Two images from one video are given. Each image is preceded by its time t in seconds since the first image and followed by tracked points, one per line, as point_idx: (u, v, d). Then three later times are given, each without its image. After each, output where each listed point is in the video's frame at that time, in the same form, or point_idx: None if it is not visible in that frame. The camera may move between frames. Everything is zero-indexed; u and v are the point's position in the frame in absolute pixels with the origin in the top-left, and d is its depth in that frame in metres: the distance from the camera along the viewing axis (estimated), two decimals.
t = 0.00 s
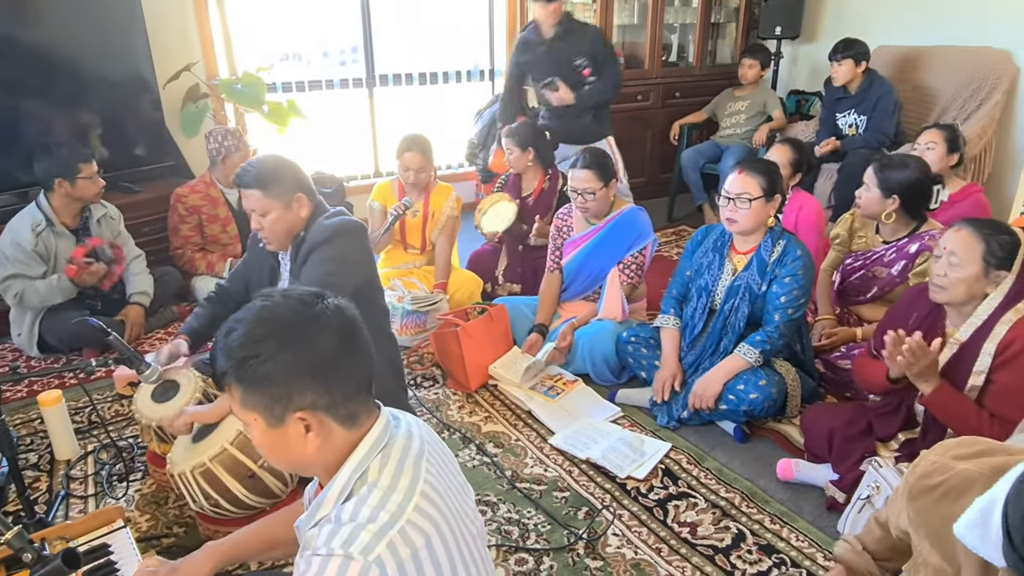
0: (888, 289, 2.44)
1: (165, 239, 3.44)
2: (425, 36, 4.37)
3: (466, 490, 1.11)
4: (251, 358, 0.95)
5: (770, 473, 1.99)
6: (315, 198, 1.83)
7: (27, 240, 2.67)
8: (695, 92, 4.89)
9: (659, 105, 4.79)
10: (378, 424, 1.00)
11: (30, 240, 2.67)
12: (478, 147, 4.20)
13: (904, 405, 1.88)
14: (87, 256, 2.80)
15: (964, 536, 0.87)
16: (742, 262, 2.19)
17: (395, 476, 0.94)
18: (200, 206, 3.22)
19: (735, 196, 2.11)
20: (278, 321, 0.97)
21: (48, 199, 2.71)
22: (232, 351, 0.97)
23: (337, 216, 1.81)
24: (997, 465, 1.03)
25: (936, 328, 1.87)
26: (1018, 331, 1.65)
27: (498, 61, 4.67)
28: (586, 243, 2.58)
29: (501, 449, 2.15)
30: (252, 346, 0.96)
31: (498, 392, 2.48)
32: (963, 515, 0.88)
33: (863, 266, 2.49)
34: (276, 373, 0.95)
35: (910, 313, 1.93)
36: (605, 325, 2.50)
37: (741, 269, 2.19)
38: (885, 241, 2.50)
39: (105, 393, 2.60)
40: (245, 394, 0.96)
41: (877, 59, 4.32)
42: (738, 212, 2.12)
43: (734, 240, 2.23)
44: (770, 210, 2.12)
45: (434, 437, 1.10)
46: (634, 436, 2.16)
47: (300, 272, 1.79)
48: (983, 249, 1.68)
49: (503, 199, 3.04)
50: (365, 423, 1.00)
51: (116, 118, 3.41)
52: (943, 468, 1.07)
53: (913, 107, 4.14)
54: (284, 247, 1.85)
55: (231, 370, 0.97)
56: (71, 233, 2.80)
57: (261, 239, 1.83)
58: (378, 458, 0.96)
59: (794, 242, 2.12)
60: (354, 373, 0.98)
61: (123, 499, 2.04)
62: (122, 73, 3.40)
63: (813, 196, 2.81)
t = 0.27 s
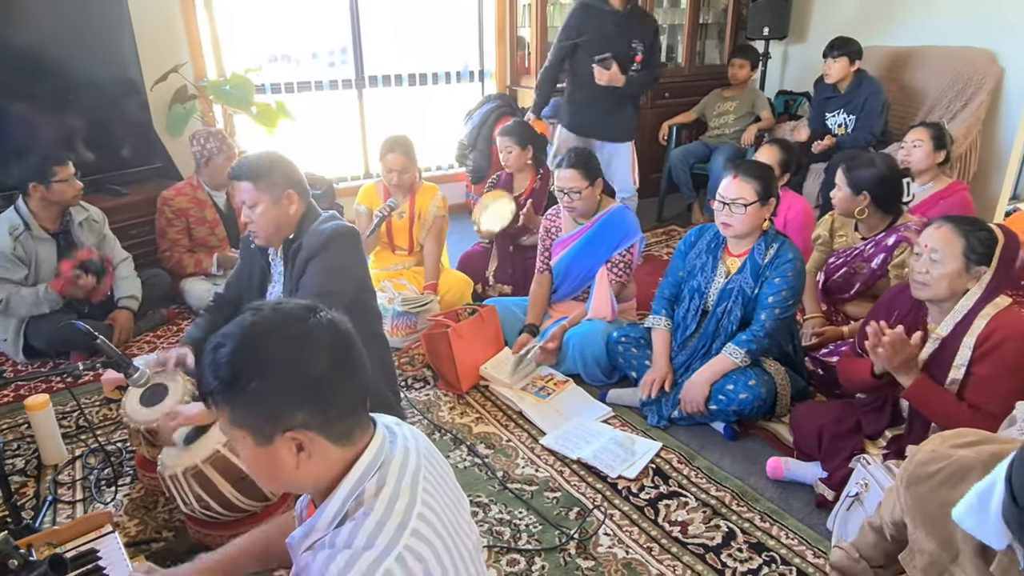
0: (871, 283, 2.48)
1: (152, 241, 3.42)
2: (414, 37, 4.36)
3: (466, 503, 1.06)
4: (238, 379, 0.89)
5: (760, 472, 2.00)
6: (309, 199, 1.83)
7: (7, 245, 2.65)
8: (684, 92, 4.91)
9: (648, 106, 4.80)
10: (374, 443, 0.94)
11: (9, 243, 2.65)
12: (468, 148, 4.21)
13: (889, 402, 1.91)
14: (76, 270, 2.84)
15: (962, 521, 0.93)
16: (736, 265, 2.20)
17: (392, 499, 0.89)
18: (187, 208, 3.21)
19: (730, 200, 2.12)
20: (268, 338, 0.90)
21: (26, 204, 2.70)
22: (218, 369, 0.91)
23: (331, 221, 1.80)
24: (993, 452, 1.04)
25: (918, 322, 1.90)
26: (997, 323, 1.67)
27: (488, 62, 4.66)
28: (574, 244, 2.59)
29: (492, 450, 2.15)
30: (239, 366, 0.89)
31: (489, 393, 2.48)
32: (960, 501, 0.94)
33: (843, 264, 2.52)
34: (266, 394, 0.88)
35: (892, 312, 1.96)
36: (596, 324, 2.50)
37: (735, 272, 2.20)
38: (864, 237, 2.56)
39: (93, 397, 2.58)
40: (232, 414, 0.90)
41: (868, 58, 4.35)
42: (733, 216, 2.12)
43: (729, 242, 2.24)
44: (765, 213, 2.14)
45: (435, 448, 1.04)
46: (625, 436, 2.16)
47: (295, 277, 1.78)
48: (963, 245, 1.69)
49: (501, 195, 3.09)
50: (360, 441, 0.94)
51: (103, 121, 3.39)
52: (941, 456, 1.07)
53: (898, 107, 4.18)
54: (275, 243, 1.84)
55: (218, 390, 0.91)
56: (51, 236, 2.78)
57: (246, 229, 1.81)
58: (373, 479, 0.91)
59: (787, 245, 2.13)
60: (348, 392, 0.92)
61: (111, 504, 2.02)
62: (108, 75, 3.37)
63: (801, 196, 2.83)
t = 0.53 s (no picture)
0: (857, 280, 2.50)
1: (142, 245, 3.41)
2: (404, 39, 4.36)
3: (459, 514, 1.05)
4: (227, 392, 0.89)
5: (750, 471, 2.01)
6: (320, 206, 1.82)
7: None
8: (674, 94, 4.93)
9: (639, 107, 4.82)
10: (365, 457, 0.93)
11: None
12: (459, 150, 4.22)
13: (878, 401, 1.92)
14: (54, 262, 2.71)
15: (953, 507, 0.96)
16: (723, 266, 2.21)
17: (383, 514, 0.88)
18: (176, 212, 3.21)
19: (715, 201, 2.13)
20: (258, 351, 0.90)
21: (11, 210, 2.69)
22: (207, 383, 0.91)
23: (341, 230, 1.80)
24: (980, 441, 1.08)
25: (907, 320, 1.91)
26: (984, 323, 1.69)
27: (478, 64, 4.67)
28: (563, 245, 2.60)
29: (484, 451, 2.16)
30: (229, 378, 0.89)
31: (481, 394, 2.48)
32: (952, 487, 0.98)
33: (831, 262, 2.54)
34: (255, 407, 0.88)
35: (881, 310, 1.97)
36: (587, 325, 2.51)
37: (722, 272, 2.21)
38: (850, 235, 2.57)
39: (82, 402, 2.57)
40: (221, 426, 0.89)
41: (860, 60, 4.38)
42: (718, 217, 2.14)
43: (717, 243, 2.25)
44: (750, 213, 2.14)
45: (427, 458, 1.03)
46: (616, 436, 2.17)
47: (300, 286, 1.77)
48: (954, 245, 1.72)
49: (503, 212, 3.00)
50: (352, 454, 0.93)
51: (92, 125, 3.38)
52: (931, 446, 1.09)
53: (886, 108, 4.21)
54: (278, 243, 1.83)
55: (207, 403, 0.91)
56: (38, 240, 2.77)
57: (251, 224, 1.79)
58: (365, 494, 0.90)
59: (773, 245, 2.14)
60: (340, 406, 0.91)
61: (102, 509, 2.01)
62: (97, 79, 3.36)
63: (789, 196, 2.85)
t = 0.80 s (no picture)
0: (850, 278, 2.50)
1: (130, 246, 3.39)
2: (393, 38, 4.36)
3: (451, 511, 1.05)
4: (221, 391, 0.88)
5: (739, 467, 2.03)
6: (332, 217, 1.81)
7: None
8: (664, 93, 4.95)
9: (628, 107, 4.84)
10: (358, 454, 0.93)
11: None
12: (449, 149, 4.23)
13: (866, 397, 1.94)
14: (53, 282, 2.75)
15: (930, 493, 0.96)
16: (705, 262, 2.23)
17: (377, 512, 0.88)
18: (166, 212, 3.19)
19: (680, 207, 2.16)
20: (254, 350, 0.89)
21: None
22: (201, 380, 0.90)
23: (354, 243, 1.79)
24: (956, 430, 1.07)
25: (899, 319, 1.90)
26: (977, 323, 1.71)
27: (468, 63, 4.67)
28: (552, 244, 2.61)
29: (475, 450, 2.16)
30: (223, 377, 0.89)
31: (472, 393, 2.49)
32: (929, 474, 0.97)
33: (825, 258, 2.56)
34: (249, 406, 0.88)
35: (874, 306, 1.97)
36: (576, 324, 2.51)
37: (704, 268, 2.22)
38: (846, 233, 2.56)
39: (71, 404, 2.55)
40: (215, 423, 0.89)
41: (849, 60, 4.40)
42: (687, 222, 2.17)
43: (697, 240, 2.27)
44: (721, 214, 2.15)
45: (420, 456, 1.03)
46: (606, 434, 2.18)
47: (305, 294, 1.77)
48: (951, 244, 1.72)
49: (489, 211, 3.01)
50: (346, 451, 0.93)
51: (79, 124, 3.35)
52: (909, 436, 1.08)
53: (874, 107, 4.24)
54: (289, 249, 1.82)
55: (201, 401, 0.90)
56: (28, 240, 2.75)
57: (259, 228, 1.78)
58: (358, 491, 0.90)
59: (753, 239, 2.16)
60: (335, 405, 0.91)
61: (91, 510, 2.00)
62: (84, 78, 3.34)
63: (773, 193, 2.87)
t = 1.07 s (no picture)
0: (839, 277, 2.52)
1: (116, 244, 3.36)
2: (381, 35, 4.34)
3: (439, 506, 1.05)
4: (210, 382, 0.88)
5: (727, 462, 2.04)
6: (330, 218, 1.81)
7: None
8: (652, 91, 4.96)
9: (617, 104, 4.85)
10: (346, 447, 0.93)
11: None
12: (438, 147, 4.22)
13: (854, 387, 1.94)
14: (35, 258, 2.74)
15: (906, 486, 0.97)
16: (686, 257, 2.24)
17: (364, 503, 0.88)
18: (153, 210, 3.16)
19: (658, 205, 2.18)
20: (244, 341, 0.88)
21: None
22: (190, 371, 0.89)
23: (351, 243, 1.79)
24: (932, 423, 1.08)
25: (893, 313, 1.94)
26: (970, 322, 1.72)
27: (456, 60, 4.66)
28: (542, 242, 2.61)
29: (465, 447, 2.16)
30: (211, 369, 0.88)
31: (461, 390, 2.48)
32: (906, 467, 0.98)
33: (815, 255, 2.57)
34: (237, 398, 0.87)
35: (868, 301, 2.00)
36: (565, 321, 2.52)
37: (685, 263, 2.23)
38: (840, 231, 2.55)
39: (56, 404, 2.53)
40: (204, 415, 0.88)
41: (836, 58, 4.43)
42: (667, 218, 2.18)
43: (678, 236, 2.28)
44: (698, 211, 2.16)
45: (409, 450, 1.03)
46: (595, 430, 2.19)
47: (299, 293, 1.76)
48: (949, 242, 1.74)
49: (482, 195, 3.04)
50: (334, 442, 0.93)
51: (64, 122, 3.32)
52: (886, 431, 1.09)
53: (860, 104, 4.28)
54: (287, 249, 1.82)
55: (189, 392, 0.89)
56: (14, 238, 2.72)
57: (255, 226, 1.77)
58: (346, 483, 0.90)
59: (732, 232, 2.17)
60: (324, 397, 0.91)
61: (77, 511, 1.99)
62: (68, 75, 3.31)
63: (760, 190, 2.89)
